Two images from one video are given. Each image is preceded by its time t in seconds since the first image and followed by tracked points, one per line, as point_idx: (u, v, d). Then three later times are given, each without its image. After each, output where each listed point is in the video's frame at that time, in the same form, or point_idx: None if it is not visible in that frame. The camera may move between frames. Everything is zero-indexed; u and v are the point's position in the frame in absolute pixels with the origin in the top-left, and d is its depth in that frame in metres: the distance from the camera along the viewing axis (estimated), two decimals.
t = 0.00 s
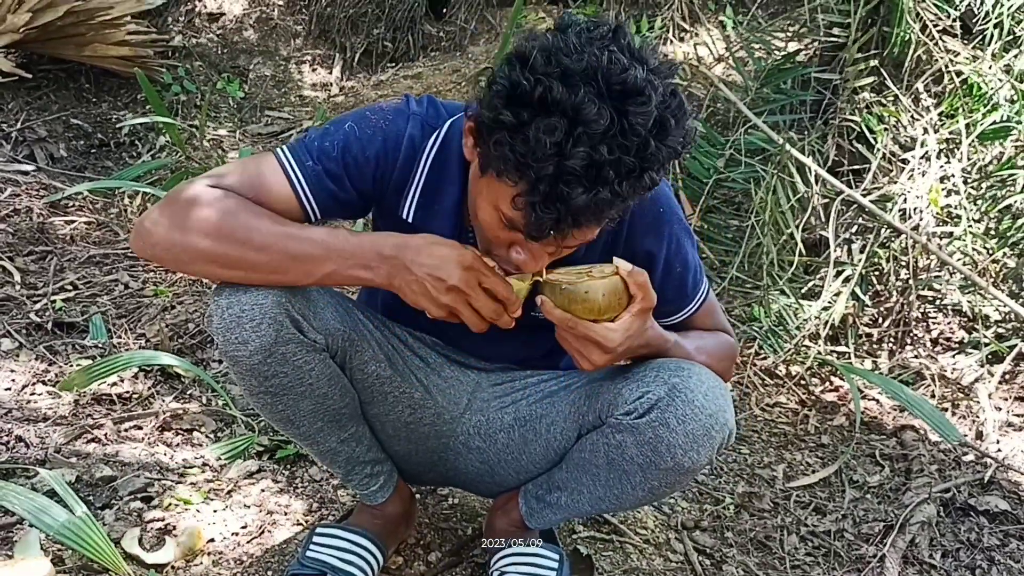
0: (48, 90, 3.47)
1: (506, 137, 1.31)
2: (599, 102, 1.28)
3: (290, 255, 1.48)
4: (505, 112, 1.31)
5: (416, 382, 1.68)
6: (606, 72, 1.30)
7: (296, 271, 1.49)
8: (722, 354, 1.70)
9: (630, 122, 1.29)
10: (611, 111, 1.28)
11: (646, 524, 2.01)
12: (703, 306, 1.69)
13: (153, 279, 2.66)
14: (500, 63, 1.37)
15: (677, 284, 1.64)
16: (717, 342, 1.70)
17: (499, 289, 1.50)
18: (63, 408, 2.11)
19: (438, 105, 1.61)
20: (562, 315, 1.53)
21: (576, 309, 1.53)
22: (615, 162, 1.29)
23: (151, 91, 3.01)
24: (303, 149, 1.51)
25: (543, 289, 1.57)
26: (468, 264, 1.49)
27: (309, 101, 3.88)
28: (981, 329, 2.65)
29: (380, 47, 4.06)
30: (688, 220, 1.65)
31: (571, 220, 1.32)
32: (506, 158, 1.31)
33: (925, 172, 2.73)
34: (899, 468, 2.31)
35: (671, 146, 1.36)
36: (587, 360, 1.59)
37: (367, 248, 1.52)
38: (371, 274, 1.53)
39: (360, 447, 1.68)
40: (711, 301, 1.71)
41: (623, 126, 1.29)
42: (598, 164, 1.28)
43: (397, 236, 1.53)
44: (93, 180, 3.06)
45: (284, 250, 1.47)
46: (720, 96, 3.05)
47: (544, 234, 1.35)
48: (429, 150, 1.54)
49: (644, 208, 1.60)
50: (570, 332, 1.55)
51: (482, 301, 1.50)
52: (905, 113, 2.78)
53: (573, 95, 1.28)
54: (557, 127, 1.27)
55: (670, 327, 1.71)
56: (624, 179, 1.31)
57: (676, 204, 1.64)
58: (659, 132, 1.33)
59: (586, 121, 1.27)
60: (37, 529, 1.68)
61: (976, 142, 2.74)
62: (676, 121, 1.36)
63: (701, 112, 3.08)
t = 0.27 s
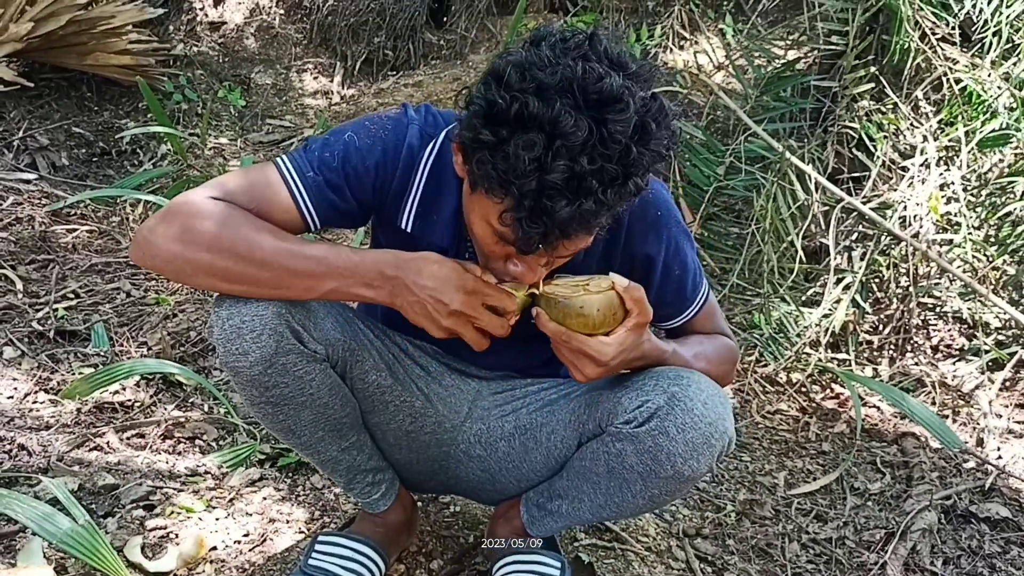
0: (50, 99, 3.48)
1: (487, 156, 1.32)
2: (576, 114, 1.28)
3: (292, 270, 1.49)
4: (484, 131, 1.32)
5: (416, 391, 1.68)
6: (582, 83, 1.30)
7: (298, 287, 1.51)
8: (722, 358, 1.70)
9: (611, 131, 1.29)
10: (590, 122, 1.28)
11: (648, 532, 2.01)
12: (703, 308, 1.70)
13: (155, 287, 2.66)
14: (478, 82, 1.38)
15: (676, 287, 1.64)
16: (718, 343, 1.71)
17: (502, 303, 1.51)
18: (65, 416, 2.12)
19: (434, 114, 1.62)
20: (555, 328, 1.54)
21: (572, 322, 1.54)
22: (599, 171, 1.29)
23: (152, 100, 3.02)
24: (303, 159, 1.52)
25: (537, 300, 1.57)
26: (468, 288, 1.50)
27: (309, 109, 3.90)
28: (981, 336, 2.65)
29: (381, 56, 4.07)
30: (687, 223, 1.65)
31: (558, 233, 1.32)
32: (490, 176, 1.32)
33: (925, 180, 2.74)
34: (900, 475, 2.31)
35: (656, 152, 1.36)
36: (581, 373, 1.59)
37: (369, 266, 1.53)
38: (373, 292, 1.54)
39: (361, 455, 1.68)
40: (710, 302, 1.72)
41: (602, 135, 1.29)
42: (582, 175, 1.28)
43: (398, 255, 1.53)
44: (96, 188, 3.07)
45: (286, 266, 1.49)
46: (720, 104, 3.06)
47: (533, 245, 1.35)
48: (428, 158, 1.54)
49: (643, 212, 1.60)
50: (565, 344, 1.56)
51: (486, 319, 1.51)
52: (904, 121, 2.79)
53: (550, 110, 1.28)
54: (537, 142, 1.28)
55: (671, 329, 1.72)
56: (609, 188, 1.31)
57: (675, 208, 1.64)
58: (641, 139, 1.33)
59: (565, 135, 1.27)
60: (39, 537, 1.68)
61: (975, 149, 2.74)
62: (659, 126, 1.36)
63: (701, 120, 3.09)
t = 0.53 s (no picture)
0: (51, 107, 3.49)
1: (468, 164, 1.33)
2: (557, 120, 1.29)
3: (287, 284, 1.50)
4: (466, 139, 1.34)
5: (415, 400, 1.68)
6: (563, 89, 1.31)
7: (293, 300, 1.51)
8: (722, 364, 1.70)
9: (591, 137, 1.30)
10: (570, 128, 1.29)
11: (648, 540, 2.01)
12: (702, 314, 1.70)
13: (156, 295, 2.67)
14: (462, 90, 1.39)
15: (673, 294, 1.65)
16: (720, 351, 1.71)
17: (492, 316, 1.51)
18: (66, 424, 2.12)
19: (429, 126, 1.63)
20: (549, 346, 1.53)
21: (567, 341, 1.53)
22: (579, 177, 1.29)
23: (154, 108, 3.03)
24: (299, 173, 1.52)
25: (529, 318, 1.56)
26: (463, 301, 1.50)
27: (309, 116, 3.91)
28: (980, 343, 2.65)
29: (381, 64, 4.04)
30: (683, 230, 1.65)
31: (540, 240, 1.32)
32: (472, 183, 1.33)
33: (923, 188, 2.74)
34: (900, 482, 2.31)
35: (641, 157, 1.35)
36: (577, 389, 1.59)
37: (364, 280, 1.53)
38: (368, 305, 1.54)
39: (361, 464, 1.69)
40: (710, 308, 1.72)
41: (583, 141, 1.29)
42: (561, 181, 1.28)
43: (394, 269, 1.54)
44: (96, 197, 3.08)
45: (282, 280, 1.49)
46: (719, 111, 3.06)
47: (518, 252, 1.35)
48: (424, 170, 1.55)
49: (639, 219, 1.60)
50: (561, 364, 1.56)
51: (476, 331, 1.52)
52: (902, 129, 2.80)
53: (530, 117, 1.29)
54: (516, 149, 1.28)
55: (669, 335, 1.72)
56: (591, 194, 1.30)
57: (671, 215, 1.64)
58: (623, 144, 1.32)
59: (545, 141, 1.28)
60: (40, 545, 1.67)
61: (974, 157, 2.74)
62: (644, 130, 1.36)
63: (700, 128, 3.10)
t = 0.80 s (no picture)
0: (52, 115, 3.50)
1: (443, 149, 1.36)
2: (527, 102, 1.29)
3: (268, 324, 1.48)
4: (439, 122, 1.36)
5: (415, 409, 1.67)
6: (534, 71, 1.31)
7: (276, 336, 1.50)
8: (723, 363, 1.70)
9: (561, 118, 1.30)
10: (540, 110, 1.29)
11: (648, 546, 2.01)
12: (700, 312, 1.70)
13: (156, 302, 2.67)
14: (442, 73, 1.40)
15: (670, 292, 1.65)
16: (718, 352, 1.71)
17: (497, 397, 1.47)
18: (66, 431, 2.12)
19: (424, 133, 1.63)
20: (574, 406, 1.51)
21: (588, 396, 1.52)
22: (549, 159, 1.29)
23: (155, 115, 3.04)
24: (294, 185, 1.52)
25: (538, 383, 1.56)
26: (443, 359, 1.46)
27: (309, 123, 3.92)
28: (980, 349, 2.65)
29: (381, 71, 4.07)
30: (679, 228, 1.65)
31: (512, 222, 1.32)
32: (447, 166, 1.36)
33: (923, 194, 2.75)
34: (900, 489, 2.31)
35: (616, 140, 1.35)
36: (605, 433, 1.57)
37: (347, 326, 1.50)
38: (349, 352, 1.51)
39: (362, 474, 1.69)
40: (707, 308, 1.72)
41: (553, 122, 1.29)
42: (530, 162, 1.28)
43: (379, 319, 1.50)
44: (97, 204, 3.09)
45: (265, 317, 1.48)
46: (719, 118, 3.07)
47: (492, 237, 1.35)
48: (420, 176, 1.55)
49: (637, 217, 1.60)
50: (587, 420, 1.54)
51: (458, 397, 1.49)
52: (902, 135, 2.81)
53: (500, 99, 1.30)
54: (485, 130, 1.29)
55: (667, 334, 1.72)
56: (562, 175, 1.30)
57: (667, 213, 1.64)
58: (595, 127, 1.33)
59: (514, 122, 1.29)
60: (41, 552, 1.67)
61: (973, 163, 2.74)
62: (618, 116, 1.36)
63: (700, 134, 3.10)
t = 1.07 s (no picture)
0: (51, 118, 3.50)
1: (449, 133, 1.36)
2: (533, 84, 1.30)
3: (266, 329, 1.46)
4: (445, 106, 1.36)
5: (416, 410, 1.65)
6: (539, 55, 1.32)
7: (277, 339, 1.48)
8: (722, 367, 1.70)
9: (568, 101, 1.30)
10: (546, 93, 1.29)
11: (649, 549, 2.01)
12: (697, 318, 1.70)
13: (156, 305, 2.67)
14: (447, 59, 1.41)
15: (671, 296, 1.65)
16: (717, 356, 1.70)
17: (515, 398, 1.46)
18: (65, 434, 2.11)
19: (428, 133, 1.62)
20: (595, 402, 1.51)
21: (607, 391, 1.51)
22: (555, 141, 1.29)
23: (154, 119, 3.04)
24: (297, 186, 1.52)
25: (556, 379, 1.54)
26: (445, 366, 1.44)
27: (309, 126, 3.91)
28: (982, 351, 2.64)
29: (381, 75, 4.05)
30: (681, 232, 1.65)
31: (519, 205, 1.31)
32: (453, 150, 1.35)
33: (923, 197, 2.74)
34: (902, 491, 2.30)
35: (621, 124, 1.36)
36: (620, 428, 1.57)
37: (347, 328, 1.48)
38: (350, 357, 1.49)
39: (363, 476, 1.68)
40: (705, 313, 1.72)
41: (559, 104, 1.30)
42: (536, 143, 1.28)
43: (380, 324, 1.48)
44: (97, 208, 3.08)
45: (263, 321, 1.46)
46: (719, 120, 3.08)
47: (498, 223, 1.34)
48: (424, 176, 1.54)
49: (640, 221, 1.60)
50: (604, 415, 1.53)
51: (465, 402, 1.48)
52: (902, 137, 2.81)
53: (506, 82, 1.30)
54: (492, 113, 1.29)
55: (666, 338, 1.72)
56: (568, 158, 1.30)
57: (670, 217, 1.64)
58: (601, 112, 1.33)
59: (520, 105, 1.29)
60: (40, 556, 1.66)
61: (974, 165, 2.73)
62: (623, 101, 1.37)
63: (701, 137, 3.10)
